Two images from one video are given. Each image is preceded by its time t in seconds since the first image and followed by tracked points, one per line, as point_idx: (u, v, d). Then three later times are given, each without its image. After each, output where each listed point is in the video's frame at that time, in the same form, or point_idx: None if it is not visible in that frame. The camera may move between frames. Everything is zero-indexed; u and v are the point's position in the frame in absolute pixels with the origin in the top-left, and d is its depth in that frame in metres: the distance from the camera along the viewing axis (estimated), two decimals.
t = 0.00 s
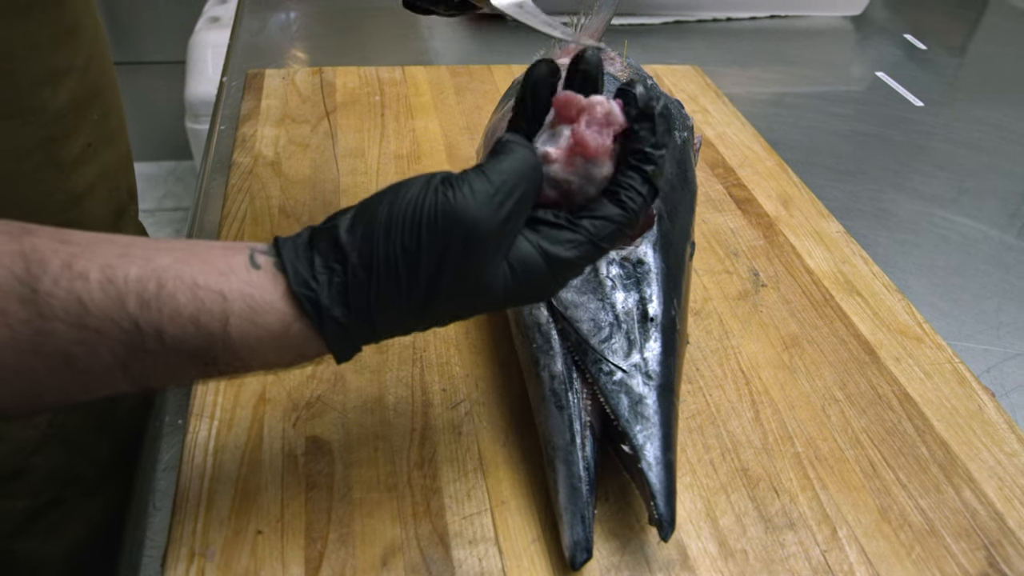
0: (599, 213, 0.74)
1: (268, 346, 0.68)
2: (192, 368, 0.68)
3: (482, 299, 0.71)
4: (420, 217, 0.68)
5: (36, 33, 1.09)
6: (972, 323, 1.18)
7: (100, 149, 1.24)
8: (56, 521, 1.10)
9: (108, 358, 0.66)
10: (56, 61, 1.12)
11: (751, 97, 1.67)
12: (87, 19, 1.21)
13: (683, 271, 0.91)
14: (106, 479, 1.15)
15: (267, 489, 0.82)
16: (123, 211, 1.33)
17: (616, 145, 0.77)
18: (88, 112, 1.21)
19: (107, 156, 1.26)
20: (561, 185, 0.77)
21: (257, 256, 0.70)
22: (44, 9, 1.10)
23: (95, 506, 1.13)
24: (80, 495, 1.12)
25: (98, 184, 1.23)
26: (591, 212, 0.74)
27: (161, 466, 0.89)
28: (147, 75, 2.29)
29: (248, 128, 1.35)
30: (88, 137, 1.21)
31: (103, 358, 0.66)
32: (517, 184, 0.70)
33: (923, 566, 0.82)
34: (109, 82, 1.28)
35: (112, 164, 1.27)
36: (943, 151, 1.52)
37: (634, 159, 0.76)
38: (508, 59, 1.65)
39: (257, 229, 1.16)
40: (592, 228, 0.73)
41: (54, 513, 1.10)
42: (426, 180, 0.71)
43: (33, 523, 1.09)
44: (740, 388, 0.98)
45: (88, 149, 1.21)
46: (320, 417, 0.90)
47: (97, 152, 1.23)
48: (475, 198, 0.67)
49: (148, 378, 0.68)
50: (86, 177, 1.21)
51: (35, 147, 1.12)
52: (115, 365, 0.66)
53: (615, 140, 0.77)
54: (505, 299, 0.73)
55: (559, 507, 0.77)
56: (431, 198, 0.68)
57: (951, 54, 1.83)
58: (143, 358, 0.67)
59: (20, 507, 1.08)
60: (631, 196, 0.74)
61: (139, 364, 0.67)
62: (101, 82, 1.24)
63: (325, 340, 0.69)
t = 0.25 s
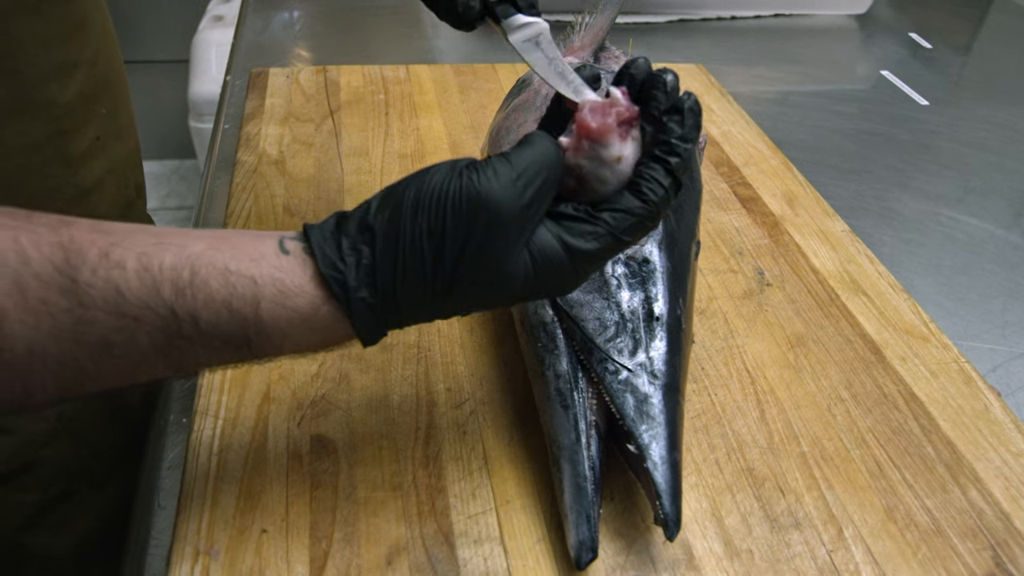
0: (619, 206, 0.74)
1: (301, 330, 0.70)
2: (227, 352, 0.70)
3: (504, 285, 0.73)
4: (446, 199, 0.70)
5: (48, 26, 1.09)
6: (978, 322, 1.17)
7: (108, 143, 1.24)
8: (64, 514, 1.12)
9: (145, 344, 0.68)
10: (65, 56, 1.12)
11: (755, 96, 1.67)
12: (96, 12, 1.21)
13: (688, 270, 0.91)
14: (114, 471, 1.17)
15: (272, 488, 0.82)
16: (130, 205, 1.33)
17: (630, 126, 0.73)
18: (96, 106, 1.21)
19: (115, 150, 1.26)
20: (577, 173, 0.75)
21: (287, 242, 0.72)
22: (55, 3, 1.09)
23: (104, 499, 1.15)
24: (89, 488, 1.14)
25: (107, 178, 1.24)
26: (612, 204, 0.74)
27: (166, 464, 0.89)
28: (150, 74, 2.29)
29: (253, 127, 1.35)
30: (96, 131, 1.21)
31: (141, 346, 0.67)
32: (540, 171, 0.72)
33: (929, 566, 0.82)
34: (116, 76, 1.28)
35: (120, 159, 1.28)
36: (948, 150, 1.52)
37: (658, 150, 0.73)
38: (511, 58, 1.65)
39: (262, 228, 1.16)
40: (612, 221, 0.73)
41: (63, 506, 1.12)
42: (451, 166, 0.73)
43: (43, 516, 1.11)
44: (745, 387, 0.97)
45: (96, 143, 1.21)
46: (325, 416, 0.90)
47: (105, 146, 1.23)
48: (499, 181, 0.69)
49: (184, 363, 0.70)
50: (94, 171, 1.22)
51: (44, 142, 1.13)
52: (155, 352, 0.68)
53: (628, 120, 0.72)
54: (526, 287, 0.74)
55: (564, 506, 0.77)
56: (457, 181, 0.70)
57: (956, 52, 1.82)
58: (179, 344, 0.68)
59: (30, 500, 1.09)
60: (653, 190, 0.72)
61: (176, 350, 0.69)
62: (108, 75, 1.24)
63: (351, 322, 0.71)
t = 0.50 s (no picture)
0: (631, 206, 0.74)
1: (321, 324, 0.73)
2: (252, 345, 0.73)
3: (518, 290, 0.74)
4: (464, 212, 0.70)
5: (53, 20, 1.09)
6: (980, 321, 1.17)
7: (112, 137, 1.24)
8: (70, 508, 1.12)
9: (175, 337, 0.71)
10: (69, 50, 1.12)
11: (758, 94, 1.66)
12: (100, 6, 1.21)
13: (691, 268, 0.90)
14: (119, 466, 1.17)
15: (274, 487, 0.82)
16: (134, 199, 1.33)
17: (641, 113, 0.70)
18: (101, 100, 1.21)
19: (119, 144, 1.26)
20: (590, 164, 0.74)
21: (306, 237, 0.75)
22: None
23: (108, 493, 1.15)
24: (95, 483, 1.14)
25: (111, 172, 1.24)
26: (624, 204, 0.74)
27: (168, 463, 0.90)
28: (151, 72, 2.28)
29: (254, 125, 1.35)
30: (101, 125, 1.21)
31: (170, 339, 0.70)
32: (559, 186, 0.71)
33: (932, 566, 0.82)
34: (121, 69, 1.28)
35: (124, 154, 1.28)
36: (950, 149, 1.51)
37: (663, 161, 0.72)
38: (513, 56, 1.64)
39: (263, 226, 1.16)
40: (623, 221, 0.74)
41: (69, 500, 1.12)
42: (474, 175, 0.73)
43: (49, 511, 1.11)
44: (747, 386, 0.97)
45: (101, 137, 1.21)
46: (327, 415, 0.89)
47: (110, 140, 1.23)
48: (517, 197, 0.70)
49: (210, 355, 0.73)
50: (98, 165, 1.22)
51: (49, 135, 1.13)
52: (183, 344, 0.71)
53: (637, 109, 0.70)
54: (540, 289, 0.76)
55: (566, 505, 0.77)
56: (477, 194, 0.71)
57: (959, 51, 1.82)
58: (206, 338, 0.71)
59: (38, 495, 1.10)
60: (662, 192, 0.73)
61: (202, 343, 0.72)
62: (112, 69, 1.24)
63: (370, 317, 0.74)
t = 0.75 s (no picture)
0: (629, 215, 0.73)
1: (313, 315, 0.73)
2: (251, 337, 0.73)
3: (512, 290, 0.75)
4: (466, 208, 0.71)
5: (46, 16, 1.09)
6: (976, 317, 1.17)
7: (108, 134, 1.24)
8: (67, 504, 1.12)
9: (175, 329, 0.70)
10: (62, 47, 1.12)
11: (754, 90, 1.66)
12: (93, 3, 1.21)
13: (687, 265, 0.90)
14: (117, 463, 1.18)
15: (270, 485, 0.82)
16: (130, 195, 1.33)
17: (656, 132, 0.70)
18: (94, 97, 1.21)
19: (115, 141, 1.26)
20: (602, 177, 0.73)
21: (305, 229, 0.75)
22: None
23: (105, 489, 1.16)
24: (92, 479, 1.15)
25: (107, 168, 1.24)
26: (623, 213, 0.73)
27: (164, 461, 0.90)
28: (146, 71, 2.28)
29: (250, 123, 1.34)
30: (96, 122, 1.21)
31: (171, 331, 0.70)
32: (559, 190, 0.72)
33: (928, 560, 0.82)
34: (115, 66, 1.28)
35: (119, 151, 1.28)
36: (946, 145, 1.51)
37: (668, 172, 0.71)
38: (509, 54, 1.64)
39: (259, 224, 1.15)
40: (619, 229, 0.73)
41: (67, 497, 1.12)
42: (479, 173, 0.73)
43: (47, 507, 1.11)
44: (744, 382, 0.97)
45: (96, 134, 1.21)
46: (323, 412, 0.89)
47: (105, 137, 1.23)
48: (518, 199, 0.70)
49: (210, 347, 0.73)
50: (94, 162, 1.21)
51: (44, 132, 1.12)
52: (183, 337, 0.71)
53: (653, 129, 0.69)
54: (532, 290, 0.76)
55: (563, 502, 0.77)
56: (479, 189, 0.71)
57: (955, 47, 1.82)
58: (207, 330, 0.71)
59: (36, 491, 1.09)
60: (661, 205, 0.72)
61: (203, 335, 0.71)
62: (106, 66, 1.24)
63: (365, 308, 0.73)
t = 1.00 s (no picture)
0: (618, 195, 0.73)
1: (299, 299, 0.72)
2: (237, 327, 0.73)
3: (501, 268, 0.73)
4: (457, 177, 0.72)
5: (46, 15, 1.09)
6: (975, 316, 1.17)
7: (107, 132, 1.24)
8: (68, 503, 1.12)
9: (158, 319, 0.70)
10: (62, 45, 1.12)
11: (753, 89, 1.66)
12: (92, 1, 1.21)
13: (685, 263, 0.90)
14: (118, 462, 1.18)
15: (269, 484, 0.82)
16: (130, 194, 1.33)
17: (641, 121, 0.72)
18: (94, 95, 1.21)
19: (115, 139, 1.26)
20: (590, 165, 0.74)
21: (290, 216, 0.75)
22: None
23: (106, 488, 1.15)
24: (93, 478, 1.15)
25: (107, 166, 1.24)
26: (613, 193, 0.73)
27: (163, 459, 0.90)
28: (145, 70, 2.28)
29: (248, 122, 1.34)
30: (96, 120, 1.21)
31: (154, 320, 0.70)
32: (550, 160, 0.72)
33: (927, 559, 0.82)
34: (115, 64, 1.28)
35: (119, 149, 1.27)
36: (945, 144, 1.51)
37: (661, 150, 0.73)
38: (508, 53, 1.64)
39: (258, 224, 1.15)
40: (611, 209, 0.73)
41: (67, 496, 1.12)
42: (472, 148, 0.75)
43: (48, 506, 1.11)
44: (743, 381, 0.97)
45: (96, 132, 1.21)
46: (322, 411, 0.89)
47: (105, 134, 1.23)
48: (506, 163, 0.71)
49: (195, 338, 0.73)
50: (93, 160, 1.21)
51: (43, 130, 1.12)
52: (166, 326, 0.71)
53: (637, 114, 0.72)
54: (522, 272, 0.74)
55: (562, 500, 0.77)
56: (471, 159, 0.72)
57: (954, 46, 1.82)
58: (190, 319, 0.71)
59: (36, 490, 1.10)
60: (653, 183, 0.72)
61: (187, 324, 0.71)
62: (106, 64, 1.24)
63: (354, 289, 0.72)
